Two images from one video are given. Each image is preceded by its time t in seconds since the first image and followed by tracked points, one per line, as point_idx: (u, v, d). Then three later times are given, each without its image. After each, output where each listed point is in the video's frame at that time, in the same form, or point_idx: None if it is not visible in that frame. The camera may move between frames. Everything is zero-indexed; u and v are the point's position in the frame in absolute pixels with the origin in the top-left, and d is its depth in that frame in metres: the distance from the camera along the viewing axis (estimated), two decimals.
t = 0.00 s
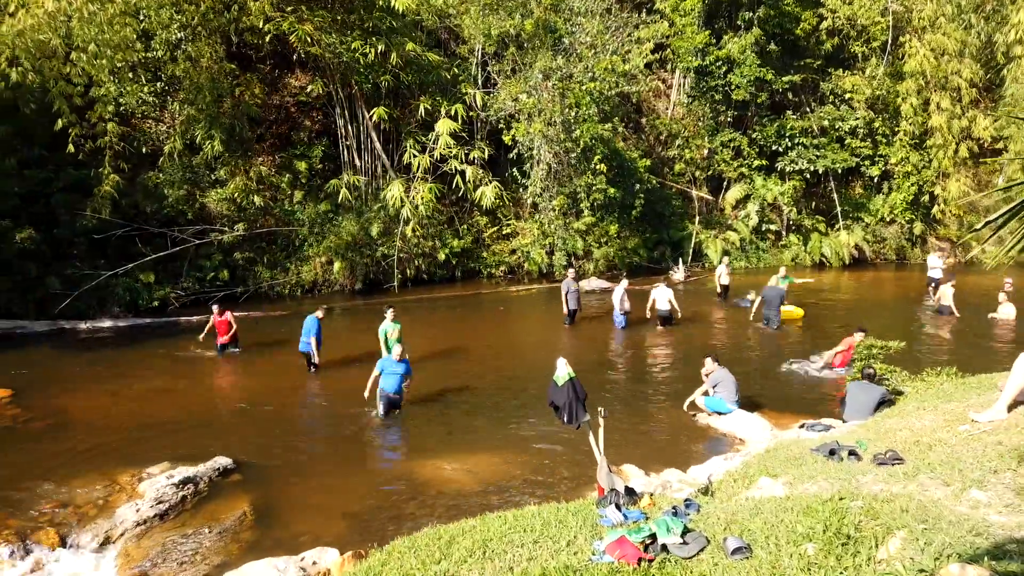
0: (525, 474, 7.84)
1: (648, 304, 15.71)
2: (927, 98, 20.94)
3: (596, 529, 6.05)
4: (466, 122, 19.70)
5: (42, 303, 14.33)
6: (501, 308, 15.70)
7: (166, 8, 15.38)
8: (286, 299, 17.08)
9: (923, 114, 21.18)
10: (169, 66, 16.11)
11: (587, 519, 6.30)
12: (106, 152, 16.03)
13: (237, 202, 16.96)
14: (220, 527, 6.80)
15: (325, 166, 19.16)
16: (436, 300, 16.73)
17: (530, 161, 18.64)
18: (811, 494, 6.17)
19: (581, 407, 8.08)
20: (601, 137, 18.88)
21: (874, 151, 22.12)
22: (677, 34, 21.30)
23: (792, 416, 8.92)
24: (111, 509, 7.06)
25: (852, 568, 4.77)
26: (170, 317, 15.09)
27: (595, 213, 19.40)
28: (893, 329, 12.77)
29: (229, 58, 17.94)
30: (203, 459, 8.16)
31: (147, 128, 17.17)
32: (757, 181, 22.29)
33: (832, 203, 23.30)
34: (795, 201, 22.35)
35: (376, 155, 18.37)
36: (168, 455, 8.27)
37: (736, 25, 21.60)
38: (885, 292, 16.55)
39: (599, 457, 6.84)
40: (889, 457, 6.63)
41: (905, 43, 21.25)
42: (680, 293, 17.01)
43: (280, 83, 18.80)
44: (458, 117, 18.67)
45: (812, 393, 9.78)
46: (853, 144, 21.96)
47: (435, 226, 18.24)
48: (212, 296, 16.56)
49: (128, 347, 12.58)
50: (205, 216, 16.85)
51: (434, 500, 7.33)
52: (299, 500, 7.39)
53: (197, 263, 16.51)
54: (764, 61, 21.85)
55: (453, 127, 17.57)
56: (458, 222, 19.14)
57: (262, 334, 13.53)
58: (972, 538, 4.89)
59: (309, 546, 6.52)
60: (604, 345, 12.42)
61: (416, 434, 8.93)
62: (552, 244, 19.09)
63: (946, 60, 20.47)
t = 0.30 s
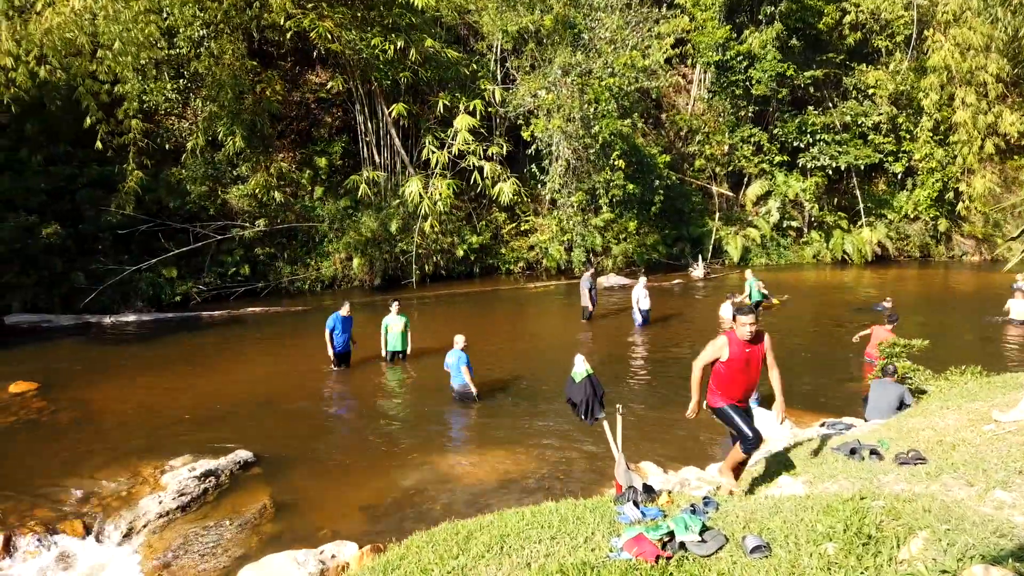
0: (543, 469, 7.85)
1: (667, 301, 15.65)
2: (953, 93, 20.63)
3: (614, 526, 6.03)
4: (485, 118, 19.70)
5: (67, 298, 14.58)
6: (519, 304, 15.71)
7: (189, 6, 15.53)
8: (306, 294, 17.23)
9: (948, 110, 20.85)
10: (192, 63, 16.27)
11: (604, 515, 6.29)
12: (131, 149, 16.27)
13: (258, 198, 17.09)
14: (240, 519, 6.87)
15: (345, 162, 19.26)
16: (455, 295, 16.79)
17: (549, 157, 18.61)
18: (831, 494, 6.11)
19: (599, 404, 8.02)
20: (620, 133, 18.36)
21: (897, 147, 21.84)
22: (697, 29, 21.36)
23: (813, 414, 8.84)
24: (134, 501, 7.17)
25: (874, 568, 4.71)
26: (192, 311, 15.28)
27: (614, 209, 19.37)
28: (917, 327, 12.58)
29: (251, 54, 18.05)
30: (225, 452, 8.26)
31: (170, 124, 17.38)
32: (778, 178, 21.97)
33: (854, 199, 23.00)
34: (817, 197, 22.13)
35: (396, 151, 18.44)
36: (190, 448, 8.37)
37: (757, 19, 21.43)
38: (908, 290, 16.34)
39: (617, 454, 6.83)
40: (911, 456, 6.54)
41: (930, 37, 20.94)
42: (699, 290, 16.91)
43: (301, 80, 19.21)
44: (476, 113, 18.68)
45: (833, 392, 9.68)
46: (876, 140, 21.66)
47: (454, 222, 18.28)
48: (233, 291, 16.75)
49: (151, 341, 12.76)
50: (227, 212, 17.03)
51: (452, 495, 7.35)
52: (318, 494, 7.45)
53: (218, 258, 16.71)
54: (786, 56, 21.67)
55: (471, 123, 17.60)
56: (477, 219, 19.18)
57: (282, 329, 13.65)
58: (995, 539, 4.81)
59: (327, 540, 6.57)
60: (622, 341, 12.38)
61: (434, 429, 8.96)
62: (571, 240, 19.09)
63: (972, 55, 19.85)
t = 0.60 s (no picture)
0: (561, 465, 7.85)
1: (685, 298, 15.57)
2: (980, 88, 20.27)
3: (631, 523, 6.01)
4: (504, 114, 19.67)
5: (91, 292, 14.83)
6: (537, 300, 15.70)
7: (212, 3, 15.62)
8: (326, 289, 17.38)
9: (975, 105, 20.50)
10: (214, 60, 16.35)
11: (622, 512, 6.28)
12: (154, 145, 16.49)
13: (278, 194, 17.18)
14: (260, 512, 6.95)
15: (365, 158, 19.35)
16: (474, 291, 16.84)
17: (568, 153, 18.57)
18: (852, 493, 6.06)
19: (617, 400, 8.12)
20: (641, 130, 18.36)
21: (922, 143, 21.49)
22: (718, 24, 21.21)
23: (834, 413, 8.75)
24: (158, 492, 7.27)
25: (894, 568, 4.66)
26: (214, 306, 15.47)
27: (633, 205, 19.31)
28: (941, 326, 12.39)
29: (273, 51, 18.18)
30: (245, 445, 8.35)
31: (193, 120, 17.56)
32: (799, 174, 21.75)
33: (877, 196, 22.68)
34: (839, 194, 21.87)
35: (415, 147, 18.51)
36: (212, 441, 8.48)
37: (779, 14, 21.21)
38: (932, 288, 16.09)
39: (635, 451, 6.81)
40: (934, 456, 6.47)
41: (957, 31, 20.57)
42: (718, 287, 16.80)
43: (321, 77, 19.03)
44: (495, 109, 18.69)
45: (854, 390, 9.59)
46: (901, 136, 21.33)
47: (472, 218, 18.29)
48: (254, 286, 16.93)
49: (173, 335, 12.95)
50: (248, 207, 17.20)
51: (469, 491, 7.37)
52: (337, 487, 7.51)
53: (240, 253, 16.93)
54: (808, 51, 21.44)
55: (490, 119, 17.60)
56: (495, 215, 19.22)
57: (302, 324, 13.77)
58: (1020, 540, 4.73)
59: (345, 533, 6.62)
60: (641, 338, 12.35)
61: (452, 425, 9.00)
62: (589, 237, 19.07)
63: (1001, 49, 19.72)
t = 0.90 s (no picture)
0: (578, 462, 7.84)
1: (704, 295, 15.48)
2: (1007, 82, 19.93)
3: (648, 520, 5.99)
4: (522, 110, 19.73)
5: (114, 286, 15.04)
6: (555, 297, 15.68)
7: None
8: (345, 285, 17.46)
9: (1001, 100, 20.15)
10: (235, 58, 16.45)
11: (639, 510, 6.25)
12: (176, 142, 16.66)
13: (298, 190, 17.32)
14: (279, 505, 7.01)
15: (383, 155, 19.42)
16: (491, 288, 16.84)
17: (587, 149, 18.52)
18: (873, 493, 6.01)
19: (633, 398, 8.02)
20: (659, 125, 18.09)
21: (946, 139, 21.15)
22: (739, 19, 20.94)
23: (855, 411, 8.66)
24: (179, 485, 7.36)
25: (915, 569, 4.61)
26: (234, 301, 15.62)
27: (652, 202, 19.22)
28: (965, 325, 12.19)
29: (293, 48, 18.29)
30: (265, 439, 8.43)
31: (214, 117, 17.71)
32: (820, 170, 21.48)
33: (901, 193, 22.38)
34: (861, 190, 21.59)
35: (433, 143, 18.55)
36: (232, 434, 8.56)
37: (801, 8, 21.00)
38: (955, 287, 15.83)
39: (652, 449, 6.79)
40: (956, 456, 6.39)
41: (983, 24, 20.24)
42: (738, 284, 16.66)
43: (340, 73, 19.30)
44: (514, 105, 18.67)
45: (876, 389, 9.48)
46: (925, 132, 21.00)
47: (490, 215, 18.28)
48: (273, 281, 17.06)
49: (194, 329, 13.09)
50: (268, 203, 17.33)
51: (485, 486, 7.39)
52: (354, 482, 7.55)
53: (260, 249, 17.05)
54: (830, 46, 21.19)
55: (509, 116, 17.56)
56: (513, 211, 19.22)
57: (321, 319, 13.86)
58: None
59: (362, 528, 6.66)
60: (659, 335, 12.31)
61: (469, 421, 9.01)
62: (607, 233, 18.98)
63: None
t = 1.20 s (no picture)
0: (596, 459, 7.82)
1: (724, 292, 15.38)
2: None
3: (666, 518, 5.97)
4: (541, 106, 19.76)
5: (137, 281, 15.26)
6: (574, 293, 15.63)
7: None
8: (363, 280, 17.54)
9: None
10: (255, 54, 16.49)
11: (657, 506, 6.23)
12: (198, 138, 16.84)
13: (318, 185, 17.44)
14: (298, 498, 7.07)
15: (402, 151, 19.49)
16: (510, 284, 16.83)
17: (605, 145, 18.46)
18: (894, 492, 5.94)
19: (651, 395, 8.69)
20: (679, 121, 18.02)
21: (972, 134, 20.79)
22: (760, 13, 20.74)
23: (877, 410, 8.56)
24: (200, 478, 7.44)
25: (937, 570, 4.54)
26: (254, 296, 15.76)
27: (671, 198, 19.13)
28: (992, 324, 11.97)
29: (313, 45, 18.39)
30: (286, 433, 8.49)
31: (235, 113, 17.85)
32: (842, 166, 21.23)
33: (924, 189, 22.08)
34: (884, 186, 21.32)
35: (452, 139, 18.58)
36: (253, 428, 8.64)
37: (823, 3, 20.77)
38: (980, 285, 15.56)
39: (670, 446, 6.76)
40: (979, 456, 6.30)
41: (1011, 18, 19.87)
42: (758, 281, 16.52)
43: (360, 69, 19.36)
44: (533, 101, 18.66)
45: (898, 388, 9.36)
46: (949, 127, 20.67)
47: (508, 211, 18.29)
48: (293, 276, 17.19)
49: (215, 324, 13.23)
50: (288, 199, 17.46)
51: (503, 482, 7.39)
52: (372, 477, 7.59)
53: (280, 244, 17.14)
54: (853, 40, 20.94)
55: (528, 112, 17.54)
56: (531, 207, 19.22)
57: (339, 314, 13.92)
58: None
59: (380, 522, 6.69)
60: (679, 332, 12.24)
61: (488, 417, 9.01)
62: (626, 230, 18.92)
63: None
